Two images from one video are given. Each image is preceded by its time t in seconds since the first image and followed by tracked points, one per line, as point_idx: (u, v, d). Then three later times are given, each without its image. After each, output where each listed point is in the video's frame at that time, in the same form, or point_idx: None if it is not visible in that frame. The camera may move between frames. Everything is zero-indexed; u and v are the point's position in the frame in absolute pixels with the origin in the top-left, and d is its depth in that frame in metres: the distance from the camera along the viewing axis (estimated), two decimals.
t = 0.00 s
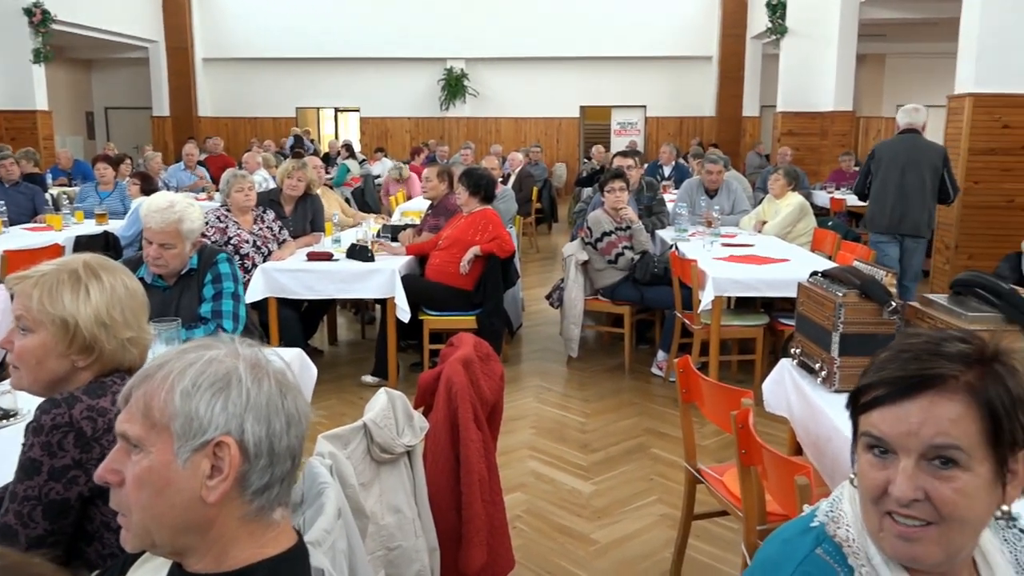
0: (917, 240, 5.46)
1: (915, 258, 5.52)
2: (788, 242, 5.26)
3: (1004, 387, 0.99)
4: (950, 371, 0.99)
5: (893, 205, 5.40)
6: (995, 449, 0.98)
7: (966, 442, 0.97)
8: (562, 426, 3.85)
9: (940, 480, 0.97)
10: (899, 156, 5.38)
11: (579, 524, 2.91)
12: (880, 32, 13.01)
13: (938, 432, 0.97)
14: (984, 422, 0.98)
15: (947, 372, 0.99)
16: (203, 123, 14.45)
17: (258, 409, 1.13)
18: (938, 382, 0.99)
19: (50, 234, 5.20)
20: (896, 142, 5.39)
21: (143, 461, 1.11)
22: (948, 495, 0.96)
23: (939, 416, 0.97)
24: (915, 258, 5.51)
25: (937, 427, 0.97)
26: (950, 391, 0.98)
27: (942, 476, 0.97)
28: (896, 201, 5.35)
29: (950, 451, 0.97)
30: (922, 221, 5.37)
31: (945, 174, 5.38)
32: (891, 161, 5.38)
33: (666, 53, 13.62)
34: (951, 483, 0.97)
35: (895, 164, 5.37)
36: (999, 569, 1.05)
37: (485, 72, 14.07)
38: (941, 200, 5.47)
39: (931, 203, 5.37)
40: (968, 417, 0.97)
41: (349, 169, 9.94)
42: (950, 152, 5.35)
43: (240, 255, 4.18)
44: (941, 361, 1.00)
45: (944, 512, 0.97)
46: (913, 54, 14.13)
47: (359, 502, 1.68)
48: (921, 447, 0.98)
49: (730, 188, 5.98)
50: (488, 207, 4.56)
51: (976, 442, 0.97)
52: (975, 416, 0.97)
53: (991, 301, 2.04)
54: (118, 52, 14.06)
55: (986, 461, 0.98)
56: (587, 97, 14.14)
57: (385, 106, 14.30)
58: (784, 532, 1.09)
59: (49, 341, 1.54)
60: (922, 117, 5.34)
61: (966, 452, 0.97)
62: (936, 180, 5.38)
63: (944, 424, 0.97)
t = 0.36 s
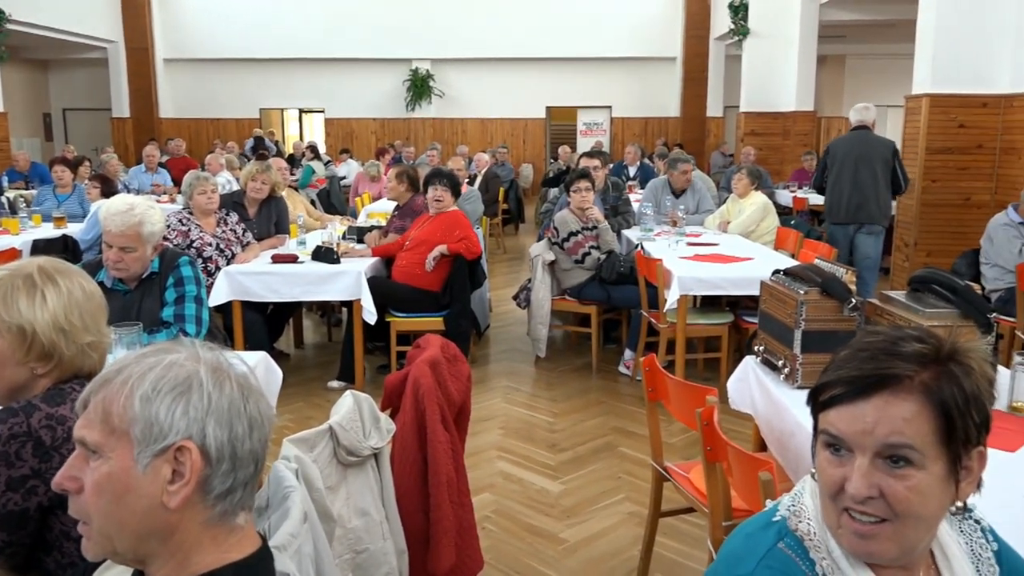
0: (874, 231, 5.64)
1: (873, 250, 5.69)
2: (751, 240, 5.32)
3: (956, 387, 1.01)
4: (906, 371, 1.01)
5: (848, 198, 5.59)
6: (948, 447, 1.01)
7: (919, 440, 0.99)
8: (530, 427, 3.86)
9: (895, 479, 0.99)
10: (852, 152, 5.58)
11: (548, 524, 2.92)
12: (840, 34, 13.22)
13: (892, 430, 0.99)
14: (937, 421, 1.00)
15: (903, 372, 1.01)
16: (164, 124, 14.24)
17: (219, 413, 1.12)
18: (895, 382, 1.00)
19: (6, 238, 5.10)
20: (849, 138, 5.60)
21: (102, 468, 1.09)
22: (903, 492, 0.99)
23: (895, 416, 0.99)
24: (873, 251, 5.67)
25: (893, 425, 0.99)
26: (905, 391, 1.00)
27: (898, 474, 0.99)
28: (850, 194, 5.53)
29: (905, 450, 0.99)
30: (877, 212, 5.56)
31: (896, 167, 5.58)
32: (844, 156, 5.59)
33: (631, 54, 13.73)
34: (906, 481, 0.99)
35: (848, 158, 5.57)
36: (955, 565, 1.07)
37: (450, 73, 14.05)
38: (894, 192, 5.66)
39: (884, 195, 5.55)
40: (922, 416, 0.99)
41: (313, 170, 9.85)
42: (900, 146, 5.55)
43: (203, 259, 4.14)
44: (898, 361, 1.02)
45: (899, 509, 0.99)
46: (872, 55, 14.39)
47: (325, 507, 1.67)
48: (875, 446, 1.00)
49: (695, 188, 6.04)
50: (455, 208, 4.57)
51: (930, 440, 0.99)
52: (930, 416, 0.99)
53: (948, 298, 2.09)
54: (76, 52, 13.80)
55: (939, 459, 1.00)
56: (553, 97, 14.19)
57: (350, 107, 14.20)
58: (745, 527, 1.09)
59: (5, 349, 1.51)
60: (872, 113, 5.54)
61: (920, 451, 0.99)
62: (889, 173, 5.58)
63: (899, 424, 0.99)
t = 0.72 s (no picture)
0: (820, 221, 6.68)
1: (820, 238, 6.74)
2: (719, 241, 5.38)
3: (921, 383, 1.03)
4: (870, 367, 1.03)
5: (793, 193, 6.69)
6: (912, 442, 1.02)
7: (884, 435, 1.01)
8: (500, 428, 3.86)
9: (861, 473, 1.01)
10: (799, 152, 6.69)
11: (518, 524, 2.92)
12: (804, 37, 13.42)
13: (858, 425, 1.01)
14: (902, 416, 1.02)
15: (870, 369, 1.02)
16: (127, 125, 14.01)
17: (185, 418, 1.10)
18: (861, 378, 1.02)
19: None
20: (797, 140, 6.69)
21: (64, 475, 1.07)
22: (867, 487, 1.00)
23: (861, 411, 1.01)
24: (820, 238, 6.70)
25: (859, 420, 1.01)
26: (871, 387, 1.02)
27: (864, 468, 1.01)
28: (795, 189, 6.63)
29: (870, 445, 1.01)
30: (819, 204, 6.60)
31: (838, 166, 6.61)
32: (792, 155, 6.67)
33: (599, 55, 13.80)
34: (871, 475, 1.01)
35: (795, 157, 6.65)
36: (918, 559, 1.09)
37: (418, 74, 13.99)
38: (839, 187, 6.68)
39: (826, 189, 6.60)
40: (888, 411, 1.01)
41: (280, 172, 9.77)
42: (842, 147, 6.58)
43: (167, 261, 4.07)
44: (865, 358, 1.03)
45: (863, 503, 1.00)
46: (836, 58, 14.63)
47: (294, 510, 1.65)
48: (842, 441, 1.01)
49: (663, 189, 6.09)
50: (424, 210, 4.55)
51: (894, 435, 1.01)
52: (895, 410, 1.01)
53: (910, 296, 2.13)
54: (35, 51, 13.54)
55: (903, 454, 1.02)
56: (521, 98, 14.22)
57: (318, 107, 14.09)
58: (712, 524, 1.10)
59: None
60: (818, 118, 6.62)
61: (885, 446, 1.01)
62: (831, 171, 6.66)
63: (865, 419, 1.01)
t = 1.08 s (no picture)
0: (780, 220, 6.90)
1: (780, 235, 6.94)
2: (686, 241, 5.43)
3: (891, 382, 1.05)
4: (843, 366, 1.04)
5: (755, 191, 6.88)
6: (882, 440, 1.04)
7: (858, 432, 1.03)
8: (470, 430, 3.85)
9: (834, 471, 1.02)
10: (762, 151, 6.88)
11: (489, 526, 2.92)
12: (769, 40, 13.60)
13: (833, 424, 1.02)
14: (874, 415, 1.04)
15: (844, 368, 1.04)
16: (89, 126, 13.79)
17: (148, 423, 1.09)
18: (835, 378, 1.04)
19: None
20: (761, 141, 6.90)
21: (25, 484, 1.05)
22: (840, 484, 1.02)
23: (836, 409, 1.02)
24: (779, 236, 6.94)
25: (834, 419, 1.02)
26: (845, 386, 1.04)
27: (838, 466, 1.02)
28: (755, 187, 6.84)
29: (845, 443, 1.02)
30: (779, 204, 6.82)
31: (798, 168, 6.80)
32: (754, 156, 6.89)
33: (567, 57, 13.86)
34: (844, 472, 1.02)
35: (757, 158, 6.87)
36: (884, 554, 1.11)
37: (385, 75, 13.93)
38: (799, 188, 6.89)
39: (786, 191, 6.80)
40: (861, 410, 1.03)
41: (247, 174, 9.68)
42: (802, 150, 6.78)
43: (131, 264, 4.01)
44: (838, 358, 1.05)
45: (837, 500, 1.02)
46: (800, 61, 14.85)
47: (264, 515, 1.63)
48: (816, 439, 1.03)
49: (631, 190, 6.13)
50: (392, 212, 4.52)
51: (867, 433, 1.03)
52: (867, 409, 1.03)
53: (874, 296, 2.17)
54: None
55: (875, 451, 1.03)
56: (489, 100, 14.24)
57: (285, 108, 13.97)
58: (683, 524, 1.11)
59: None
60: (783, 120, 6.79)
61: (858, 444, 1.02)
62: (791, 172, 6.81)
63: (840, 418, 1.02)
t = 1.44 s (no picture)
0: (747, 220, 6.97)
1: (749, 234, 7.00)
2: (654, 243, 5.47)
3: (850, 380, 1.07)
4: (802, 365, 1.06)
5: (725, 190, 6.97)
6: (842, 437, 1.06)
7: (818, 431, 1.04)
8: (439, 432, 3.84)
9: (795, 468, 1.03)
10: (732, 152, 6.99)
11: (459, 528, 2.91)
12: (733, 43, 13.75)
13: (793, 422, 1.04)
14: (833, 413, 1.05)
15: (803, 367, 1.05)
16: (48, 126, 13.52)
17: (108, 429, 1.06)
18: (795, 376, 1.05)
19: None
20: (731, 142, 7.02)
21: None
22: (802, 482, 1.03)
23: (796, 408, 1.04)
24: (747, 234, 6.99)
25: (794, 417, 1.04)
26: (804, 384, 1.05)
27: (798, 464, 1.04)
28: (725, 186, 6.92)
29: (805, 441, 1.04)
30: (746, 204, 6.90)
31: (766, 168, 6.91)
32: (724, 156, 7.00)
33: (534, 58, 13.90)
34: (805, 470, 1.03)
35: (725, 158, 6.98)
36: (847, 550, 1.13)
37: (352, 76, 13.84)
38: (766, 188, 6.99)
39: (753, 190, 6.89)
40: (821, 408, 1.04)
41: (212, 175, 9.56)
42: (769, 150, 6.89)
43: (93, 267, 3.93)
44: (797, 356, 1.06)
45: (798, 497, 1.03)
46: (764, 65, 15.05)
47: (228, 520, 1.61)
48: (777, 438, 1.04)
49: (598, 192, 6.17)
50: (359, 213, 4.49)
51: (827, 430, 1.04)
52: (827, 407, 1.05)
53: (837, 296, 2.20)
54: None
55: (835, 449, 1.05)
56: (457, 101, 14.23)
57: (250, 109, 13.83)
58: (651, 523, 1.11)
59: None
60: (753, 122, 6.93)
61: (818, 442, 1.04)
62: (760, 171, 6.91)
63: (800, 416, 1.04)
